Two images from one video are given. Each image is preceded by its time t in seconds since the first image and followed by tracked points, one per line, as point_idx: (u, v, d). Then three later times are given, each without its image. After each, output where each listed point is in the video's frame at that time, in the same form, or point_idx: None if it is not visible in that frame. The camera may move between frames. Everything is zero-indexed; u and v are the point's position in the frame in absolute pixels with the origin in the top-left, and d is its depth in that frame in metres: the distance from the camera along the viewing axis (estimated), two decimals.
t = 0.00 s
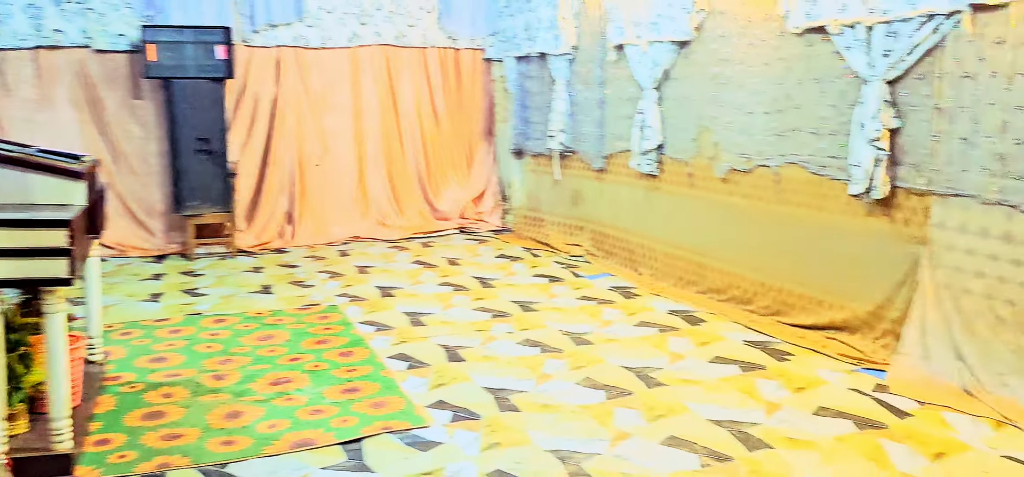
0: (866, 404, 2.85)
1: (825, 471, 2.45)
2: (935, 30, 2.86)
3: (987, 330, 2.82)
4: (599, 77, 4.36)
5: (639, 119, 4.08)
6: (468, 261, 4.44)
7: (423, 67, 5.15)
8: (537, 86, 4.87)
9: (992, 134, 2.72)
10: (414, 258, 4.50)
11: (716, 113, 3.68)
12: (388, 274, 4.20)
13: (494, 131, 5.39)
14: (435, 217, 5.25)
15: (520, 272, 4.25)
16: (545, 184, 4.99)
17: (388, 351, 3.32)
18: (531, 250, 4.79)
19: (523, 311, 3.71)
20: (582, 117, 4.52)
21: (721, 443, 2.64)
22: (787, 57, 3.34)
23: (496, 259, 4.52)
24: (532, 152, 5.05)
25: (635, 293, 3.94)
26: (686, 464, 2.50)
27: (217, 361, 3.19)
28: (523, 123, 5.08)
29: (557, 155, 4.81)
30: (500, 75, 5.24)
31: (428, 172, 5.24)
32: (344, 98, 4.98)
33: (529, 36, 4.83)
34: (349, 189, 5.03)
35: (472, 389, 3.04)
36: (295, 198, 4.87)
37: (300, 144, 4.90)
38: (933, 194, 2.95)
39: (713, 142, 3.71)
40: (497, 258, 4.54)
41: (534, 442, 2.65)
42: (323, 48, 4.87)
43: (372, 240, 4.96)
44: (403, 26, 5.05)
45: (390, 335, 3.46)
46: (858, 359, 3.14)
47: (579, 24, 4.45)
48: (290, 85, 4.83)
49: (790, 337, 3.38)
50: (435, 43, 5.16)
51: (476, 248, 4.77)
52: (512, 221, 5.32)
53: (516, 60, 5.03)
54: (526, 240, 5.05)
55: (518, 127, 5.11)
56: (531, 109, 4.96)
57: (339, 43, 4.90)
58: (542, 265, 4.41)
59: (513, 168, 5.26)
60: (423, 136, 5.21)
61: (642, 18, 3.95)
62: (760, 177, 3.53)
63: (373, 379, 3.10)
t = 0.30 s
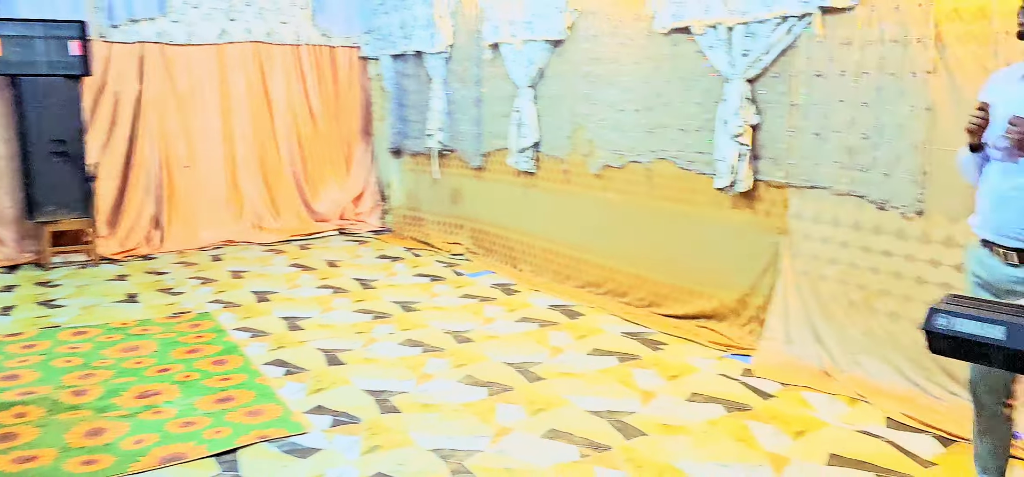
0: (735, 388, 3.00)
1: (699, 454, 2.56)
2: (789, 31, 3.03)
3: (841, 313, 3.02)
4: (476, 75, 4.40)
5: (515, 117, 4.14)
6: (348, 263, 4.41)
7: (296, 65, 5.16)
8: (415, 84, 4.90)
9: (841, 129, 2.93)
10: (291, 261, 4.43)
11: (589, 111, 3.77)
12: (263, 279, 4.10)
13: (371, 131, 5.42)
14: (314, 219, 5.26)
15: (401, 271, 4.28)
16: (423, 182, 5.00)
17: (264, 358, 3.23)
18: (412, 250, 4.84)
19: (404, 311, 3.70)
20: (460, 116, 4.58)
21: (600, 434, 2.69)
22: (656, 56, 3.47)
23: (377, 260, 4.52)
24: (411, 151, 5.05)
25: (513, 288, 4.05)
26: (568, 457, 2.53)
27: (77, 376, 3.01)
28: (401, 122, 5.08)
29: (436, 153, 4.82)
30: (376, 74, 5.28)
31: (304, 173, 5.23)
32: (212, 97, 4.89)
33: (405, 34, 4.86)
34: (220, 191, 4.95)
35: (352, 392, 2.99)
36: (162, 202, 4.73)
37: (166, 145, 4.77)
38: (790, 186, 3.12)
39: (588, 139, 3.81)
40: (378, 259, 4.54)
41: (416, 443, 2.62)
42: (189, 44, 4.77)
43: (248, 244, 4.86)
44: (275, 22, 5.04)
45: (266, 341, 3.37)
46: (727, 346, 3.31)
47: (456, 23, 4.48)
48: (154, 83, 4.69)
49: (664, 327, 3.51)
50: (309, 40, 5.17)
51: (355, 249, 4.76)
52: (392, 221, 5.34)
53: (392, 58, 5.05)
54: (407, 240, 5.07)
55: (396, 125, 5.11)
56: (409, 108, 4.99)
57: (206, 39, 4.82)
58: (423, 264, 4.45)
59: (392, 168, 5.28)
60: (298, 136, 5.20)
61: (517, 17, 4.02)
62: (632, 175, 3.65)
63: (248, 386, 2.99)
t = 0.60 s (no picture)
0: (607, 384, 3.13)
1: (572, 449, 2.62)
2: (650, 36, 3.14)
3: (705, 306, 3.16)
4: (347, 78, 4.47)
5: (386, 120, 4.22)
6: (213, 274, 4.45)
7: (155, 68, 5.14)
8: (281, 88, 5.00)
9: (702, 129, 3.05)
10: (153, 274, 4.39)
11: (462, 114, 3.84)
12: (122, 294, 4.00)
13: (237, 136, 5.48)
14: (177, 229, 5.31)
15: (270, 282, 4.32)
16: (293, 188, 5.10)
17: (124, 376, 3.07)
18: (283, 259, 4.92)
19: (274, 322, 3.70)
20: (331, 120, 4.66)
21: (477, 436, 2.71)
22: (526, 59, 3.54)
23: (245, 270, 4.58)
24: (280, 157, 5.15)
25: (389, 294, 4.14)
26: (445, 461, 2.52)
27: None
28: (268, 127, 5.18)
29: (307, 159, 4.94)
30: (241, 77, 5.31)
31: (165, 181, 5.26)
32: (62, 102, 4.83)
33: (270, 36, 4.98)
34: (72, 202, 4.93)
35: (221, 407, 2.88)
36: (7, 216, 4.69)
37: (11, 154, 4.70)
38: (656, 185, 3.23)
39: (460, 143, 3.89)
40: (245, 269, 4.60)
41: (290, 456, 2.54)
42: (34, 45, 4.66)
43: (104, 256, 4.86)
44: (131, 23, 5.00)
45: (125, 359, 3.22)
46: (597, 342, 3.46)
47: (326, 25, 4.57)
48: None
49: (537, 327, 3.62)
50: (171, 42, 5.18)
51: (222, 259, 4.82)
52: (263, 230, 5.43)
53: (257, 61, 5.16)
54: (279, 249, 5.16)
55: (266, 130, 5.18)
56: (278, 113, 5.06)
57: (53, 40, 4.71)
58: (294, 273, 4.53)
59: (261, 175, 5.37)
60: (157, 142, 5.22)
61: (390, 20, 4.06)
62: (504, 178, 3.75)
63: (106, 408, 2.82)
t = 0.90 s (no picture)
0: (494, 389, 3.17)
1: (459, 457, 2.62)
2: (526, 45, 3.23)
3: (586, 309, 3.25)
4: (218, 87, 4.57)
5: (264, 130, 4.25)
6: (77, 294, 4.29)
7: (9, 80, 5.21)
8: (150, 98, 5.10)
9: (577, 137, 3.14)
10: (10, 296, 4.20)
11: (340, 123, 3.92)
12: None
13: (100, 147, 5.66)
14: (37, 246, 5.38)
15: (140, 300, 4.21)
16: (164, 200, 5.22)
17: None
18: (155, 275, 4.97)
19: (146, 342, 3.56)
20: (202, 130, 4.75)
21: (364, 450, 2.66)
22: (403, 67, 3.63)
23: (113, 288, 4.48)
24: (149, 169, 5.28)
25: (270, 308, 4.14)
26: None
27: None
28: (136, 137, 5.25)
29: (178, 169, 4.98)
30: (105, 86, 5.48)
31: (21, 196, 5.33)
32: None
33: (136, 43, 5.04)
34: None
35: (87, 434, 2.71)
36: None
37: None
38: (536, 191, 3.32)
39: (338, 151, 3.97)
40: (113, 288, 4.50)
41: None
42: None
43: None
44: None
45: None
46: (483, 349, 3.50)
47: (191, 31, 4.69)
48: None
49: (423, 336, 3.67)
50: (24, 48, 5.24)
51: (90, 277, 4.76)
52: (131, 245, 5.61)
53: (122, 68, 5.22)
54: (150, 264, 5.30)
55: (131, 142, 5.28)
56: (144, 122, 5.17)
57: None
58: (167, 290, 4.47)
59: (128, 187, 5.53)
60: (12, 154, 5.27)
61: (259, 27, 4.16)
62: (388, 187, 3.82)
63: None
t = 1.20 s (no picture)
0: (398, 401, 3.23)
1: (366, 472, 2.58)
2: (425, 55, 3.41)
3: (489, 319, 3.37)
4: (102, 97, 4.75)
5: (154, 142, 4.47)
6: None
7: None
8: (27, 108, 5.18)
9: (478, 147, 3.30)
10: None
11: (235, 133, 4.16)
12: None
13: None
14: None
15: (21, 322, 4.31)
16: (45, 215, 5.32)
17: None
18: (37, 295, 5.02)
19: (27, 366, 3.53)
20: (87, 141, 4.89)
21: (265, 469, 2.59)
22: (300, 77, 3.85)
23: None
24: (27, 183, 5.35)
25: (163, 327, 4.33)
26: None
27: None
28: (13, 148, 5.29)
29: (60, 184, 5.14)
30: None
31: None
32: None
33: (12, 51, 5.11)
34: None
35: None
36: None
37: None
38: (437, 202, 3.49)
39: (234, 164, 4.22)
40: None
41: None
42: None
43: None
44: None
45: None
46: (388, 362, 3.65)
47: (72, 38, 4.83)
48: None
49: (326, 350, 3.85)
50: None
51: None
52: (9, 263, 5.55)
53: None
54: (31, 284, 5.29)
55: (7, 155, 5.31)
56: (22, 133, 5.22)
57: None
58: (50, 310, 4.60)
59: (4, 204, 5.50)
60: None
61: (148, 36, 4.37)
62: (291, 207, 4.05)
63: None
